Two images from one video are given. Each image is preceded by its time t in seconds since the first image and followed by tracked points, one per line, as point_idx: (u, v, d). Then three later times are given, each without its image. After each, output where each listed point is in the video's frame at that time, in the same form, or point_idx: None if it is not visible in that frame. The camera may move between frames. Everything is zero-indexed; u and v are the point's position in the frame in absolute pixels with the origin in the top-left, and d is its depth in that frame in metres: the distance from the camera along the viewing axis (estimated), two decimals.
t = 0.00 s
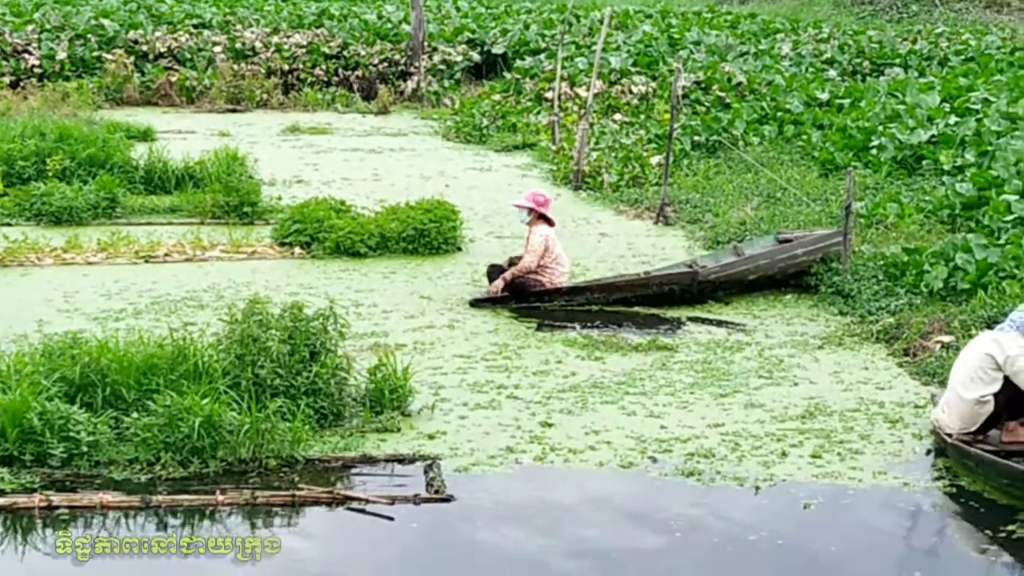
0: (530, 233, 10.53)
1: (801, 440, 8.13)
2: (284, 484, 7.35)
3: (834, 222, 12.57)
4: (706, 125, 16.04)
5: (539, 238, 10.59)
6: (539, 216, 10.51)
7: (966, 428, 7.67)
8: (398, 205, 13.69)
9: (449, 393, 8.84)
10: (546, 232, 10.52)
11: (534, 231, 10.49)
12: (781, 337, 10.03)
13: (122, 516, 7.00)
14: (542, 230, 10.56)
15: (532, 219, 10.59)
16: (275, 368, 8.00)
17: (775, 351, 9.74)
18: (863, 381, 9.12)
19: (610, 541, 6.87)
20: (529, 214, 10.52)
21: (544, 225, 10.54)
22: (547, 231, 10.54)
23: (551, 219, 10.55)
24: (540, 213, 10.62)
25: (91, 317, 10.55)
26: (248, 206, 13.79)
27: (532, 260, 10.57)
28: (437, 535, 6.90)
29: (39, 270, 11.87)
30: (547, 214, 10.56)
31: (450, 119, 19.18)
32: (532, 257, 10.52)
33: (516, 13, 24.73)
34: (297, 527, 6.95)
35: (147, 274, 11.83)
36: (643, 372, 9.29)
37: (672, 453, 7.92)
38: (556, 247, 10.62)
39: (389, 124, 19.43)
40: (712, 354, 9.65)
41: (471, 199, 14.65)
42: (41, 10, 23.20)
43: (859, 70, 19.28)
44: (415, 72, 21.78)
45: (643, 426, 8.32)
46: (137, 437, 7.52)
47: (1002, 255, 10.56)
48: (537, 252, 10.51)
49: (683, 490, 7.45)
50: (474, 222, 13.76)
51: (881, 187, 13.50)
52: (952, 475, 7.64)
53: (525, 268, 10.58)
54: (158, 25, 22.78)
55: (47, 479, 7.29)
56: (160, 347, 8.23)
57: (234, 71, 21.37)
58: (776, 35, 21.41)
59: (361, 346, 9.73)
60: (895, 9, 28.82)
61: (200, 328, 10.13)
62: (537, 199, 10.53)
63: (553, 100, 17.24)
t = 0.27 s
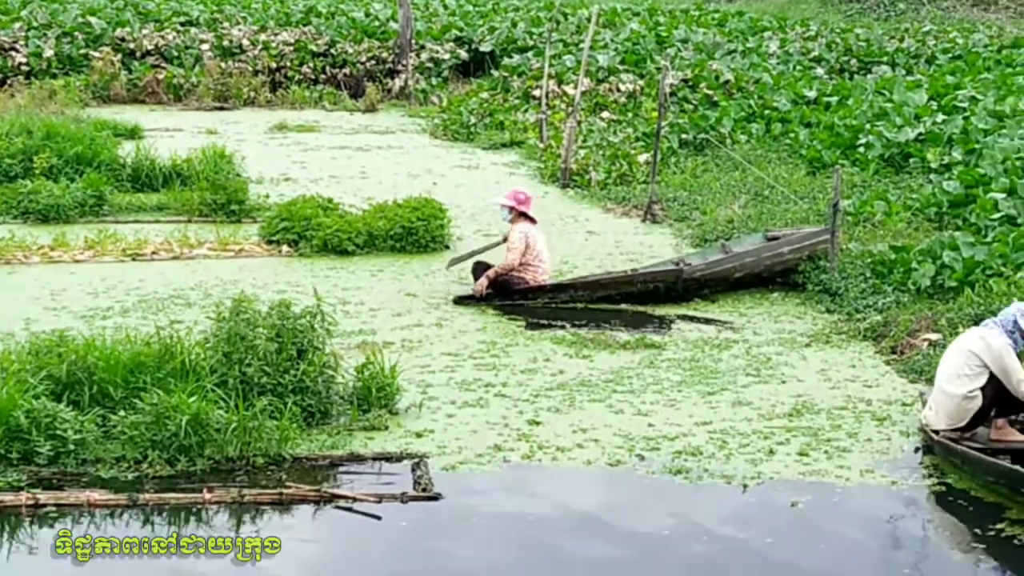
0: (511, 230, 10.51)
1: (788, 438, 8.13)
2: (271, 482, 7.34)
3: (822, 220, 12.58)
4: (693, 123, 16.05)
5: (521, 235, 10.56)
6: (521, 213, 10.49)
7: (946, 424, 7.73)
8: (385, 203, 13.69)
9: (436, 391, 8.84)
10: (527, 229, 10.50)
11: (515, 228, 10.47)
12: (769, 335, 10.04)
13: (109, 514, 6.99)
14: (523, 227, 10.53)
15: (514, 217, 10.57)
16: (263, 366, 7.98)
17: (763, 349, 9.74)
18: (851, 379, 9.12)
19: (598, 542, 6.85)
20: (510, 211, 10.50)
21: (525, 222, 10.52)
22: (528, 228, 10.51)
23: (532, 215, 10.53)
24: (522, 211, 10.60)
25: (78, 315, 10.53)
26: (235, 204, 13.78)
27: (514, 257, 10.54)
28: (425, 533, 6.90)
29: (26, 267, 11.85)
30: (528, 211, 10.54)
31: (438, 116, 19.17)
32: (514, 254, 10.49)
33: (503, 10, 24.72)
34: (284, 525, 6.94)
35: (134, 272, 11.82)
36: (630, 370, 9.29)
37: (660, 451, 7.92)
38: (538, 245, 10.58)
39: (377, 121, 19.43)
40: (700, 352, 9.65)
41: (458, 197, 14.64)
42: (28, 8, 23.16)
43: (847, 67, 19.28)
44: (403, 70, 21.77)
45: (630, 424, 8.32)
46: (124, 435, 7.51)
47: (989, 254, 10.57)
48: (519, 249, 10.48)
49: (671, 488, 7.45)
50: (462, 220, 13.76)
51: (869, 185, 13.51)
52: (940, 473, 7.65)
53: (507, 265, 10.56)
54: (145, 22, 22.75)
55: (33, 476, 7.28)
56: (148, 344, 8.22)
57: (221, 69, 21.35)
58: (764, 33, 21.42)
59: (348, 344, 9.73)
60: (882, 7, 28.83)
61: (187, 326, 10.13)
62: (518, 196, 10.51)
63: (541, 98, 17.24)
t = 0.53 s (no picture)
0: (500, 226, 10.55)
1: (779, 437, 8.13)
2: (262, 481, 7.34)
3: (813, 218, 12.59)
4: (685, 121, 16.06)
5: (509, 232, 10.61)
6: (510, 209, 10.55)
7: (938, 419, 7.74)
8: (377, 201, 13.68)
9: (428, 389, 8.84)
10: (515, 225, 10.54)
11: (505, 224, 10.52)
12: (761, 333, 10.04)
13: (100, 513, 6.98)
14: (513, 223, 10.58)
15: (502, 214, 10.63)
16: (254, 364, 7.97)
17: (755, 347, 9.75)
18: (842, 377, 9.13)
19: (591, 541, 6.83)
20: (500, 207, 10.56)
21: (514, 218, 10.56)
22: (518, 224, 10.57)
23: (521, 212, 10.59)
24: (511, 207, 10.64)
25: (69, 314, 10.52)
26: (227, 202, 13.77)
27: (503, 253, 10.58)
28: (416, 532, 6.89)
29: (18, 266, 11.84)
30: (516, 207, 10.58)
31: (429, 115, 19.17)
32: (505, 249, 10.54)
33: (495, 9, 24.72)
34: (275, 524, 6.93)
35: (125, 271, 11.81)
36: (622, 368, 9.29)
37: (651, 449, 7.93)
38: (526, 241, 10.63)
39: (369, 120, 19.42)
40: (691, 350, 9.65)
41: (449, 196, 14.64)
42: (20, 6, 23.13)
43: (838, 66, 19.27)
44: (395, 68, 21.77)
45: (622, 422, 8.32)
46: (115, 434, 7.50)
47: (980, 252, 10.58)
48: (509, 244, 10.53)
49: (663, 486, 7.45)
50: (454, 218, 13.75)
51: (860, 183, 13.52)
52: (931, 471, 7.65)
53: (495, 261, 10.59)
54: (136, 21, 22.73)
55: (24, 476, 7.27)
56: (140, 343, 8.21)
57: (212, 67, 21.34)
58: (756, 32, 21.41)
59: (340, 343, 9.73)
60: (874, 5, 28.84)
61: (179, 325, 10.12)
62: (508, 193, 10.58)
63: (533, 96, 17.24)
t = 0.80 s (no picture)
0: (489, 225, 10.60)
1: (770, 435, 8.13)
2: (253, 481, 7.33)
3: (804, 217, 12.59)
4: (676, 121, 16.06)
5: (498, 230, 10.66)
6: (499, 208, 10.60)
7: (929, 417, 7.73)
8: (368, 201, 13.67)
9: (419, 389, 8.83)
10: (504, 225, 10.60)
11: (494, 223, 10.57)
12: (752, 332, 10.04)
13: (90, 513, 6.97)
14: (502, 222, 10.63)
15: (490, 212, 10.67)
16: (245, 364, 7.96)
17: (745, 346, 9.75)
18: (833, 376, 9.13)
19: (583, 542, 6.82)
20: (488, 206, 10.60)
21: (503, 217, 10.61)
22: (506, 222, 10.62)
23: (510, 211, 10.64)
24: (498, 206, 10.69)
25: (59, 314, 10.51)
26: (218, 202, 13.75)
27: (492, 252, 10.64)
28: (406, 532, 6.88)
29: (8, 266, 11.82)
30: (505, 206, 10.63)
31: (420, 114, 19.16)
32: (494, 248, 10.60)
33: (486, 8, 24.70)
34: (266, 525, 6.93)
35: (115, 271, 11.79)
36: (612, 367, 9.29)
37: (642, 448, 7.92)
38: (514, 240, 10.70)
39: (359, 119, 19.40)
40: (683, 349, 9.65)
41: (440, 195, 14.63)
42: (10, 6, 23.10)
43: (829, 65, 19.26)
44: (385, 67, 21.76)
45: (613, 422, 8.32)
46: (105, 434, 7.49)
47: (971, 251, 10.58)
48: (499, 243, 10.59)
49: (654, 486, 7.45)
50: (444, 218, 13.75)
51: (850, 182, 13.52)
52: (922, 469, 7.65)
53: (484, 260, 10.65)
54: (127, 20, 22.69)
55: (15, 476, 7.26)
56: (130, 343, 8.20)
57: (203, 67, 21.33)
58: (746, 31, 21.41)
59: (331, 343, 9.72)
60: (864, 5, 28.84)
61: (169, 325, 10.11)
62: (496, 192, 10.62)
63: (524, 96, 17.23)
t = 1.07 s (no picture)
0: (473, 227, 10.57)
1: (756, 434, 8.13)
2: (240, 480, 7.32)
3: (791, 216, 12.59)
4: (663, 120, 16.07)
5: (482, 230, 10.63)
6: (482, 210, 10.53)
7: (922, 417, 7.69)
8: (355, 200, 13.66)
9: (406, 389, 8.82)
10: (489, 226, 10.56)
11: (478, 226, 10.53)
12: (739, 332, 10.04)
13: (77, 513, 6.96)
14: (485, 223, 10.59)
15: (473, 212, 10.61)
16: (231, 364, 7.95)
17: (733, 345, 9.74)
18: (820, 376, 9.13)
19: (571, 543, 6.81)
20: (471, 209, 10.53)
21: (487, 218, 10.57)
22: (490, 224, 10.58)
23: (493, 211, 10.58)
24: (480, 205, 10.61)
25: (46, 314, 10.49)
26: (205, 201, 13.74)
27: (476, 252, 10.64)
28: (393, 532, 6.87)
29: None
30: (489, 206, 10.57)
31: (407, 113, 19.15)
32: (478, 249, 10.60)
33: (473, 7, 24.68)
34: (253, 524, 6.92)
35: (102, 270, 11.77)
36: (600, 367, 9.28)
37: (630, 448, 7.92)
38: (499, 239, 10.69)
39: (346, 118, 19.40)
40: (670, 349, 9.65)
41: (428, 194, 14.63)
42: None
43: (816, 64, 19.26)
44: (372, 67, 21.75)
45: (600, 421, 8.31)
46: (92, 434, 7.48)
47: (958, 250, 10.59)
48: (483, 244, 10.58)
49: (641, 485, 7.44)
50: (432, 217, 13.74)
51: (838, 181, 13.53)
52: (909, 468, 7.65)
53: (468, 260, 10.65)
54: (113, 19, 22.67)
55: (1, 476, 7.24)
56: (117, 343, 8.19)
57: (190, 66, 21.31)
58: (734, 30, 21.41)
59: (318, 342, 9.71)
60: (852, 4, 28.84)
61: (156, 324, 10.09)
62: (479, 193, 10.54)
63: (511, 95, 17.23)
